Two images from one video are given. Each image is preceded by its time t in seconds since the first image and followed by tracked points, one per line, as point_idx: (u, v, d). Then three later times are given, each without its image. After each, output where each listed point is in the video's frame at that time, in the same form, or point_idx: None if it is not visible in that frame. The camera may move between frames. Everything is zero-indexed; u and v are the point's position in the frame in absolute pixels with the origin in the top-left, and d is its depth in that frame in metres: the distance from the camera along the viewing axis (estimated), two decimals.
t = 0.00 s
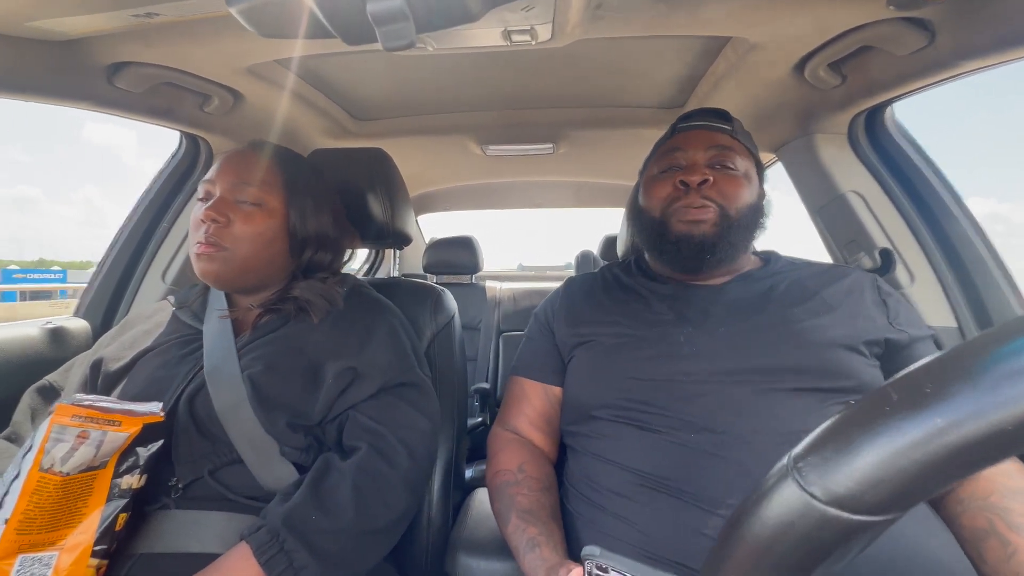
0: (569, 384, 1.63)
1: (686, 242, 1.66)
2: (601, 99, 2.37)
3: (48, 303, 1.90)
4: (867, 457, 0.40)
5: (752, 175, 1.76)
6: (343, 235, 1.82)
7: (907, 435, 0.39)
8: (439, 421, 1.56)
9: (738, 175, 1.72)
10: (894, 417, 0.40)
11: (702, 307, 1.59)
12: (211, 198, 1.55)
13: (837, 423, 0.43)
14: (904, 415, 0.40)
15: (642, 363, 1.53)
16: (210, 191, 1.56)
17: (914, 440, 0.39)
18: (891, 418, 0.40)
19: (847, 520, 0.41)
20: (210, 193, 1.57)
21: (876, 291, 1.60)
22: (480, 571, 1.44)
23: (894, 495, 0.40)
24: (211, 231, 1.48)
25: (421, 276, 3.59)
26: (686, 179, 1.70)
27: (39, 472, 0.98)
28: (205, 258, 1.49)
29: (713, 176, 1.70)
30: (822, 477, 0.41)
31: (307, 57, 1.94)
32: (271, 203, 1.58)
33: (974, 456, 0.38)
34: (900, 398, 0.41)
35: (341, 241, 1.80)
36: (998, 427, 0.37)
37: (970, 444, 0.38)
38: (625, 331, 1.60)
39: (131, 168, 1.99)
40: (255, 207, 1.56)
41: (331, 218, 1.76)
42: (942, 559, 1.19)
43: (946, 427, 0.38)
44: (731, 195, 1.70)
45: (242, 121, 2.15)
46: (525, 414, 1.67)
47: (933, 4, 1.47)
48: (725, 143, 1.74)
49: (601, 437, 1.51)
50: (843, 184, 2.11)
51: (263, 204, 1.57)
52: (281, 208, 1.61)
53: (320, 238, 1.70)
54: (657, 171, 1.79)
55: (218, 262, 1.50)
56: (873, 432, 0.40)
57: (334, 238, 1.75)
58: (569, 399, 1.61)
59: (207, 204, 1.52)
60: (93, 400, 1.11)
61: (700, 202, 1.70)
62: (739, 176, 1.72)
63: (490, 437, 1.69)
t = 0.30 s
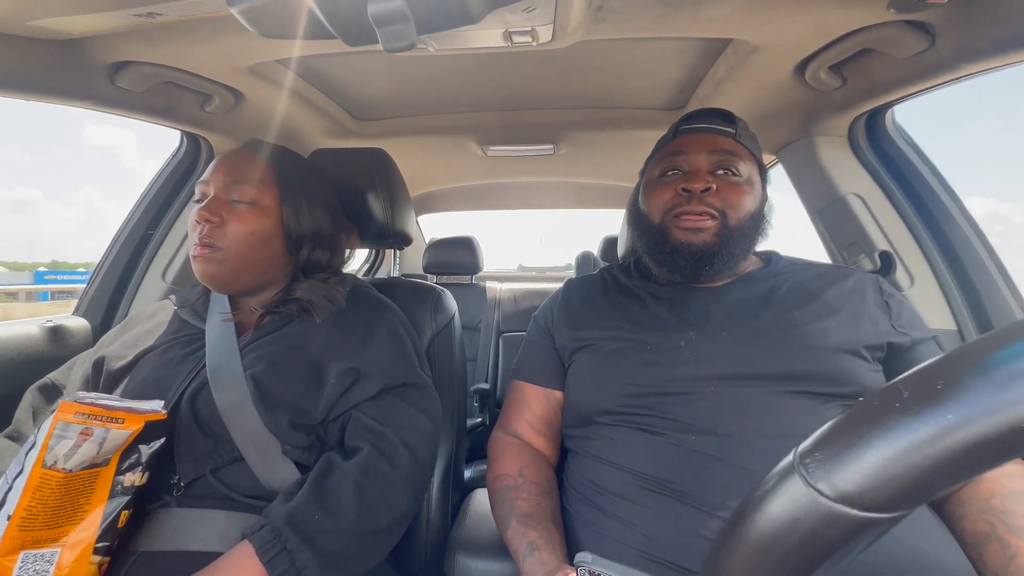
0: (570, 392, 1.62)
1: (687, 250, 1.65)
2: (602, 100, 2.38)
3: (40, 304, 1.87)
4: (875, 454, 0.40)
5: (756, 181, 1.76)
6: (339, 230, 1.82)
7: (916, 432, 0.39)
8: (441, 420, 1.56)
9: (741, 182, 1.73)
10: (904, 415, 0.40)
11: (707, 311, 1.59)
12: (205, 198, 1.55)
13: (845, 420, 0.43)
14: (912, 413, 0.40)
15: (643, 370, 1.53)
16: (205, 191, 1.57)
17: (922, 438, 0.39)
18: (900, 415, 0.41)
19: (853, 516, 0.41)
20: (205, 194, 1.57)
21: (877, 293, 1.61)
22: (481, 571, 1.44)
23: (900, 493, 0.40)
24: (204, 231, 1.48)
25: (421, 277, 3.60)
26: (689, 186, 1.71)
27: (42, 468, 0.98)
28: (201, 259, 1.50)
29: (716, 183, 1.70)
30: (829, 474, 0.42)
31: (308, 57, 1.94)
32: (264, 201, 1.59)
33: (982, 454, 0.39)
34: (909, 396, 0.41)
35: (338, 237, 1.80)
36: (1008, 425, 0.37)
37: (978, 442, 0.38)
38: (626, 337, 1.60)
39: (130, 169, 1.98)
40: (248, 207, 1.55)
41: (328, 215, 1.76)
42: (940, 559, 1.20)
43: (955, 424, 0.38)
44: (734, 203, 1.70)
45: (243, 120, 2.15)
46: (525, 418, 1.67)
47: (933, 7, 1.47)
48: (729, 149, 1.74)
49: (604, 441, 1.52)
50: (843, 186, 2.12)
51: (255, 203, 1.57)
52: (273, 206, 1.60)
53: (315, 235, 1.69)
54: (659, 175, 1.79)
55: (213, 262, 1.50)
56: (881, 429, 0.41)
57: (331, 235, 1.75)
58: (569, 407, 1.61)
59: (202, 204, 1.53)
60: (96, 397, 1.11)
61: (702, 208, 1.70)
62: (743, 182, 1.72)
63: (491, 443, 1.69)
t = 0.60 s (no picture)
0: (567, 394, 1.62)
1: (685, 262, 1.64)
2: (601, 101, 2.37)
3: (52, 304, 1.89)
4: (878, 454, 0.40)
5: (749, 190, 1.76)
6: (336, 232, 1.82)
7: (919, 432, 0.39)
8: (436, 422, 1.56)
9: (736, 192, 1.72)
10: (907, 415, 0.40)
11: (703, 314, 1.59)
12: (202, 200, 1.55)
13: (848, 420, 0.43)
14: (916, 413, 0.40)
15: (641, 371, 1.53)
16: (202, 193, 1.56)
17: (925, 438, 0.39)
18: (903, 416, 0.40)
19: (855, 517, 0.41)
20: (201, 196, 1.57)
21: (865, 296, 1.60)
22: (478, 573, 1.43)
23: (903, 494, 0.40)
24: (201, 234, 1.48)
25: (421, 278, 3.60)
26: (686, 199, 1.70)
27: (34, 472, 0.98)
28: (200, 261, 1.49)
29: (712, 195, 1.69)
30: (831, 474, 0.41)
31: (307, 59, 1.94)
32: (262, 203, 1.59)
33: (984, 455, 0.38)
34: (913, 396, 0.41)
35: (333, 238, 1.80)
36: (1010, 426, 0.37)
37: (981, 442, 0.38)
38: (622, 340, 1.60)
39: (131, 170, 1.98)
40: (246, 207, 1.56)
41: (324, 217, 1.76)
42: (937, 562, 1.19)
43: (958, 425, 0.38)
44: (729, 214, 1.70)
45: (242, 122, 2.15)
46: (522, 419, 1.67)
47: (932, 7, 1.47)
48: (725, 158, 1.73)
49: (597, 445, 1.51)
50: (843, 187, 2.11)
51: (253, 204, 1.57)
52: (271, 208, 1.61)
53: (311, 238, 1.70)
54: (655, 183, 1.78)
55: (212, 265, 1.50)
56: (884, 429, 0.40)
57: (326, 237, 1.75)
58: (566, 407, 1.61)
59: (199, 207, 1.53)
60: (89, 400, 1.11)
61: (698, 219, 1.69)
62: (737, 192, 1.71)
63: (485, 445, 1.68)
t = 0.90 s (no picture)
0: (560, 400, 1.61)
1: (669, 265, 1.63)
2: (602, 100, 2.37)
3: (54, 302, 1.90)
4: (870, 458, 0.40)
5: (733, 190, 1.76)
6: (333, 227, 1.82)
7: (911, 436, 0.39)
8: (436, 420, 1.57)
9: (719, 192, 1.72)
10: (899, 419, 0.40)
11: (694, 315, 1.59)
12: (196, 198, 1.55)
13: (841, 424, 0.43)
14: (907, 417, 0.40)
15: (630, 375, 1.53)
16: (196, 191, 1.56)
17: (916, 443, 0.39)
18: (895, 420, 0.40)
19: (848, 521, 0.41)
20: (196, 194, 1.57)
21: (852, 294, 1.59)
22: (477, 572, 1.43)
23: (895, 498, 0.40)
24: (196, 231, 1.48)
25: (421, 276, 3.60)
26: (669, 202, 1.71)
27: (34, 469, 0.98)
28: (195, 258, 1.49)
29: (694, 197, 1.70)
30: (824, 478, 0.41)
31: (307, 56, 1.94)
32: (257, 199, 1.59)
33: (974, 459, 0.38)
34: (904, 400, 0.41)
35: (331, 234, 1.80)
36: (1001, 430, 0.37)
37: (971, 446, 0.38)
38: (611, 345, 1.60)
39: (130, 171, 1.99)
40: (240, 204, 1.55)
41: (321, 212, 1.76)
42: (933, 560, 1.20)
43: (948, 429, 0.38)
44: (711, 215, 1.70)
45: (242, 120, 2.15)
46: (514, 426, 1.67)
47: (933, 8, 1.47)
48: (705, 159, 1.73)
49: (589, 449, 1.51)
50: (843, 187, 2.11)
51: (246, 200, 1.57)
52: (266, 203, 1.60)
53: (308, 232, 1.70)
54: (637, 189, 1.78)
55: (209, 262, 1.49)
56: (875, 434, 0.40)
57: (323, 232, 1.75)
58: (558, 414, 1.60)
59: (193, 204, 1.52)
60: (89, 396, 1.11)
61: (681, 222, 1.69)
62: (719, 193, 1.72)
63: (479, 452, 1.68)
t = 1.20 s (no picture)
0: (563, 400, 1.61)
1: (672, 270, 1.63)
2: (601, 100, 2.38)
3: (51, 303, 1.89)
4: (864, 460, 0.40)
5: (736, 193, 1.76)
6: (333, 228, 1.82)
7: (903, 438, 0.39)
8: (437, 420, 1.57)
9: (722, 196, 1.72)
10: (890, 421, 0.40)
11: (694, 317, 1.59)
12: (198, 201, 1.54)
13: (835, 426, 0.43)
14: (899, 419, 0.40)
15: (635, 376, 1.53)
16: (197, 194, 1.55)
17: (910, 444, 0.39)
18: (887, 422, 0.40)
19: (843, 523, 0.41)
20: (197, 197, 1.56)
21: (859, 296, 1.60)
22: (478, 573, 1.43)
23: (889, 500, 0.40)
24: (199, 235, 1.47)
25: (420, 277, 3.60)
26: (671, 206, 1.70)
27: (30, 470, 0.98)
28: (198, 262, 1.48)
29: (698, 200, 1.70)
30: (819, 481, 0.42)
31: (306, 57, 1.94)
32: (259, 202, 1.58)
33: (967, 459, 0.39)
34: (897, 403, 0.41)
35: (331, 235, 1.80)
36: (993, 432, 0.37)
37: (963, 448, 0.38)
38: (615, 345, 1.60)
39: (130, 171, 1.98)
40: (242, 207, 1.55)
41: (321, 213, 1.77)
42: (933, 559, 1.20)
43: (940, 431, 0.38)
44: (715, 219, 1.70)
45: (241, 120, 2.15)
46: (517, 428, 1.67)
47: (931, 8, 1.47)
48: (708, 162, 1.73)
49: (594, 449, 1.51)
50: (842, 188, 2.12)
51: (249, 203, 1.56)
52: (268, 206, 1.60)
53: (309, 233, 1.71)
54: (640, 191, 1.78)
55: (212, 265, 1.49)
56: (868, 436, 0.40)
57: (324, 233, 1.76)
58: (562, 414, 1.60)
59: (195, 207, 1.51)
60: (87, 397, 1.11)
61: (685, 225, 1.69)
62: (723, 196, 1.72)
63: (481, 453, 1.69)
